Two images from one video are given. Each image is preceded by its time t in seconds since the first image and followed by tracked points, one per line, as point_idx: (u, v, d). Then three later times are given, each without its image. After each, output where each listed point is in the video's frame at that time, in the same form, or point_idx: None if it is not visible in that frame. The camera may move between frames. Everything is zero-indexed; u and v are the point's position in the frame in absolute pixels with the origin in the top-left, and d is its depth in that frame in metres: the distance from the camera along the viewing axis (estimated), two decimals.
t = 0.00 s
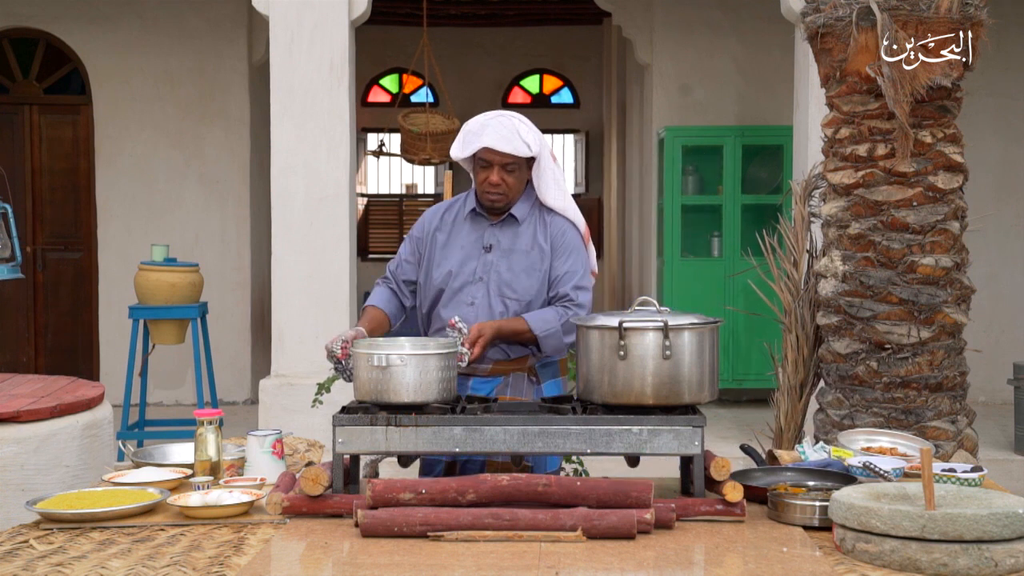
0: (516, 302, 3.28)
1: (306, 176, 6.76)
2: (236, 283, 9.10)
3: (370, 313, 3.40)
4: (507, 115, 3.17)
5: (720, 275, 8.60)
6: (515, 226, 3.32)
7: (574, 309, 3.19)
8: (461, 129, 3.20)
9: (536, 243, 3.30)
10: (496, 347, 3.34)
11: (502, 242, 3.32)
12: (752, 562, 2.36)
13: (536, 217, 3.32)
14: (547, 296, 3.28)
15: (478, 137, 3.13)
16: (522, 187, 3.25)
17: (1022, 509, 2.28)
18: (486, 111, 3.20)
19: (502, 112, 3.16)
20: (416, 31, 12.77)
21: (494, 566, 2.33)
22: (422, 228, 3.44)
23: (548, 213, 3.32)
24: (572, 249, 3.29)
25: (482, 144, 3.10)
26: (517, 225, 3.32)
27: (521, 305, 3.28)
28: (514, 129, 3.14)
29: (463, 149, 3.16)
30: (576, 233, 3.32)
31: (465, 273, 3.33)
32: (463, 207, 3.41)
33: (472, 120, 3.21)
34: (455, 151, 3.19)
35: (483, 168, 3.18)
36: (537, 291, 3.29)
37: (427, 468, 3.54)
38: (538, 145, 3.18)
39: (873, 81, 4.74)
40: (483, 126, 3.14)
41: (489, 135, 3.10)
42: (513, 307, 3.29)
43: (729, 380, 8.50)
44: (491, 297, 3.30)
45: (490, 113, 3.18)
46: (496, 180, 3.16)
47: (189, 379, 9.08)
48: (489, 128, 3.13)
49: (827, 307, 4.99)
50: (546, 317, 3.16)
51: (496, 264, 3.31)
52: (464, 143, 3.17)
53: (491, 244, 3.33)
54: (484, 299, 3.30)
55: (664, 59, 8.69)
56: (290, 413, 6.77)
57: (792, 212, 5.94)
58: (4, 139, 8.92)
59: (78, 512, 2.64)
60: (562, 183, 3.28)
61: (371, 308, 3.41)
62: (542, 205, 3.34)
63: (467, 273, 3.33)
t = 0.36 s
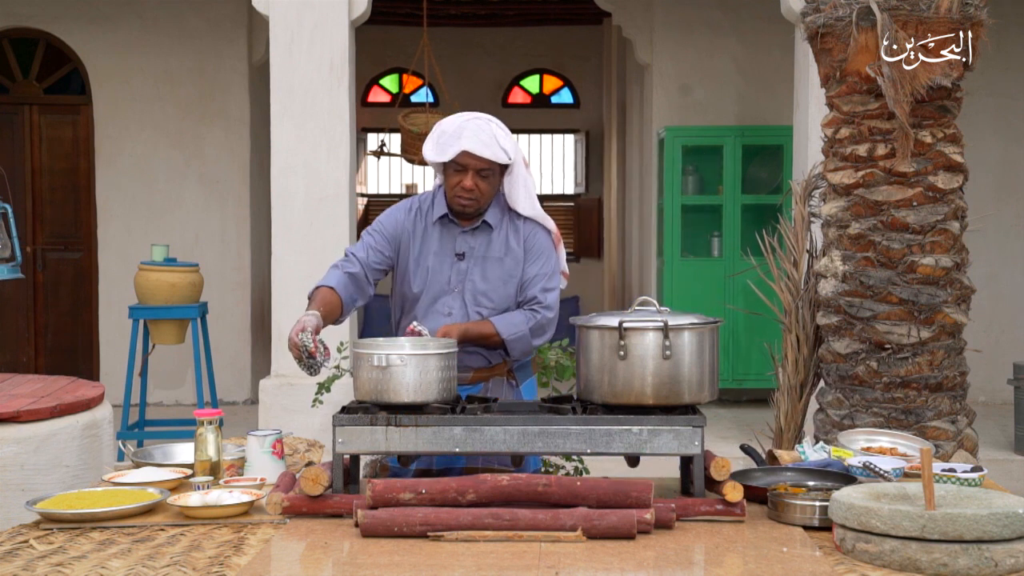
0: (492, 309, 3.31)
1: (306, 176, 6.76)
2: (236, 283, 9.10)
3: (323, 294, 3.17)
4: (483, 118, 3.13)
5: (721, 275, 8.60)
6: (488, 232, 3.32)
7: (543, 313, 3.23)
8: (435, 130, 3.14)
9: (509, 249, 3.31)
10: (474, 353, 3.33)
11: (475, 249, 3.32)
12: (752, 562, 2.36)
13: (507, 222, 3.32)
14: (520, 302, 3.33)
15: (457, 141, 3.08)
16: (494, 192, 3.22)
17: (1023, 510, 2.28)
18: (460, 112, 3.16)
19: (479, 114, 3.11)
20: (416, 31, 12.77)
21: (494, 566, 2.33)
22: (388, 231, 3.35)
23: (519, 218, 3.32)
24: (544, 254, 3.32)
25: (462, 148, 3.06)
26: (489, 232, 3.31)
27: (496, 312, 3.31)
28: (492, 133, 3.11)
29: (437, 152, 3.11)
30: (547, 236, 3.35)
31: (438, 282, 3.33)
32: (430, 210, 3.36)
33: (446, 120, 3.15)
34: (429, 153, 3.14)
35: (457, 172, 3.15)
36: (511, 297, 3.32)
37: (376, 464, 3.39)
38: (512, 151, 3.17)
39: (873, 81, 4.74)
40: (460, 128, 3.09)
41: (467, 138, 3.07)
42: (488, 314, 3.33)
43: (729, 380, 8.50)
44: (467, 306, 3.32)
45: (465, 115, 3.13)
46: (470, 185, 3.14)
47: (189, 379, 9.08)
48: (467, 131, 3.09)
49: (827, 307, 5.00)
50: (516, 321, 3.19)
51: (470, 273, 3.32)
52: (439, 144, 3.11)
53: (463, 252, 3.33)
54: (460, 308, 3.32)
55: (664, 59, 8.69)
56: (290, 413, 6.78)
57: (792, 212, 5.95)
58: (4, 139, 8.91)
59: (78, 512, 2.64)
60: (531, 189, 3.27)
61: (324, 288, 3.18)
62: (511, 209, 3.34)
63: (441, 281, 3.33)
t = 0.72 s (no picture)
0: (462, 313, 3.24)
1: (306, 176, 6.76)
2: (236, 283, 9.10)
3: (321, 295, 2.86)
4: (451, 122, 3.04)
5: (721, 275, 8.61)
6: (450, 235, 3.23)
7: (517, 311, 3.26)
8: (402, 134, 3.01)
9: (474, 251, 3.26)
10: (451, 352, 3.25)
11: (439, 253, 3.23)
12: (752, 562, 2.36)
13: (467, 222, 3.26)
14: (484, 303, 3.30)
15: (425, 145, 2.98)
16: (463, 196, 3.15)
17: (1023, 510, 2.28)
18: (424, 114, 3.05)
19: (444, 115, 3.02)
20: (417, 31, 12.77)
21: (494, 566, 2.32)
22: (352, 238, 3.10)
23: (477, 217, 3.28)
24: (506, 253, 3.31)
25: (433, 153, 2.96)
26: (452, 234, 3.23)
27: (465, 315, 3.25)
28: (461, 135, 3.02)
29: (409, 157, 3.00)
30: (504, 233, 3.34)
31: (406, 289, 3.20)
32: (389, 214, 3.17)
33: (409, 122, 3.04)
34: (398, 158, 3.01)
35: (428, 177, 3.04)
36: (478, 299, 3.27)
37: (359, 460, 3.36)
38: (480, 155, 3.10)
39: (873, 81, 4.74)
40: (427, 132, 2.99)
41: (442, 142, 2.97)
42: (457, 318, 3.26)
43: (729, 380, 8.50)
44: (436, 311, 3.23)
45: (431, 118, 3.02)
46: (442, 191, 3.04)
47: (189, 379, 9.08)
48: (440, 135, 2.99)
49: (827, 307, 5.00)
50: (490, 316, 3.17)
51: (437, 278, 3.22)
52: (406, 148, 3.01)
53: (427, 256, 3.22)
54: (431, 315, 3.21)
55: (664, 59, 8.69)
56: (290, 413, 6.78)
57: (792, 212, 5.94)
58: (4, 139, 8.90)
59: (78, 512, 2.64)
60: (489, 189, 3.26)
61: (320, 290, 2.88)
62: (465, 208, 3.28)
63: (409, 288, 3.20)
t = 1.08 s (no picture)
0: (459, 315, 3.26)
1: (306, 176, 6.76)
2: (236, 283, 9.10)
3: (324, 295, 2.83)
4: (458, 126, 3.02)
5: (721, 275, 8.61)
6: (450, 238, 3.24)
7: (513, 314, 3.30)
8: (410, 139, 2.98)
9: (473, 253, 3.27)
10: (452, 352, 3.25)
11: (438, 255, 3.23)
12: (752, 562, 2.36)
13: (466, 225, 3.27)
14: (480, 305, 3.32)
15: (436, 152, 2.96)
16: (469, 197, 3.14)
17: (1022, 510, 2.28)
18: (429, 117, 3.02)
19: (451, 120, 2.99)
20: (417, 31, 12.77)
21: (494, 566, 2.32)
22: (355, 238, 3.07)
23: (476, 219, 3.29)
24: (503, 256, 3.34)
25: (445, 161, 2.95)
26: (452, 237, 3.24)
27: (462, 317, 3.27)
28: (468, 139, 3.01)
29: (419, 162, 2.98)
30: (501, 237, 3.36)
31: (403, 291, 3.20)
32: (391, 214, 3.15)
33: (415, 126, 3.01)
34: (406, 163, 2.99)
35: (437, 182, 3.03)
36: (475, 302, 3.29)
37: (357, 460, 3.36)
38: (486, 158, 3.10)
39: (873, 81, 4.74)
40: (436, 137, 2.96)
41: (454, 149, 2.95)
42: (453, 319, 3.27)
43: (729, 380, 8.50)
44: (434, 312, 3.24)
45: (438, 122, 3.00)
46: (451, 196, 3.04)
47: (189, 379, 9.08)
48: (450, 141, 2.97)
49: (827, 307, 5.00)
50: (489, 316, 3.21)
51: (435, 279, 3.23)
52: (415, 154, 2.98)
53: (426, 258, 3.22)
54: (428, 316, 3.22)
55: (664, 59, 8.69)
56: (290, 413, 6.78)
57: (791, 212, 5.94)
58: (4, 139, 8.91)
59: (78, 512, 2.64)
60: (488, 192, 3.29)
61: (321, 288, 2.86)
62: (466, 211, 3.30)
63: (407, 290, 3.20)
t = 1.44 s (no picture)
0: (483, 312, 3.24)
1: (306, 176, 6.76)
2: (236, 283, 9.10)
3: (356, 286, 2.86)
4: (481, 126, 3.03)
5: (721, 275, 8.61)
6: (474, 236, 3.23)
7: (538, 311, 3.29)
8: (433, 139, 2.99)
9: (496, 252, 3.26)
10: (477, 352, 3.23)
11: (462, 253, 3.22)
12: (752, 562, 2.36)
13: (490, 224, 3.26)
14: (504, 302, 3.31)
15: (459, 151, 2.97)
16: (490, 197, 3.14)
17: (1023, 510, 2.28)
18: (453, 117, 3.04)
19: (475, 119, 3.00)
20: (416, 31, 12.77)
21: (494, 566, 2.32)
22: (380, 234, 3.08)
23: (500, 218, 3.28)
24: (527, 255, 3.33)
25: (468, 161, 2.95)
26: (475, 235, 3.23)
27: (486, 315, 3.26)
28: (491, 139, 3.01)
29: (441, 161, 2.98)
30: (525, 236, 3.35)
31: (427, 287, 3.19)
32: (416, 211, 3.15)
33: (438, 126, 3.02)
34: (429, 162, 2.99)
35: (459, 182, 3.02)
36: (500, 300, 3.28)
37: (361, 461, 3.36)
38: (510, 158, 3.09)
39: (873, 81, 4.74)
40: (459, 136, 2.97)
41: (476, 148, 2.95)
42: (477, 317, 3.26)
43: (729, 380, 8.50)
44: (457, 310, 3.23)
45: (462, 121, 3.01)
46: (474, 195, 3.03)
47: (189, 379, 9.08)
48: (473, 141, 2.97)
49: (827, 307, 5.00)
50: (517, 311, 3.21)
51: (458, 277, 3.22)
52: (439, 154, 2.98)
53: (450, 256, 3.21)
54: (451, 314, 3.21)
55: (664, 59, 8.69)
56: (290, 413, 6.79)
57: (792, 212, 5.95)
58: (4, 139, 8.91)
59: (78, 512, 2.64)
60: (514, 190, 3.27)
61: (352, 281, 2.87)
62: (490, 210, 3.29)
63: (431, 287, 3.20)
